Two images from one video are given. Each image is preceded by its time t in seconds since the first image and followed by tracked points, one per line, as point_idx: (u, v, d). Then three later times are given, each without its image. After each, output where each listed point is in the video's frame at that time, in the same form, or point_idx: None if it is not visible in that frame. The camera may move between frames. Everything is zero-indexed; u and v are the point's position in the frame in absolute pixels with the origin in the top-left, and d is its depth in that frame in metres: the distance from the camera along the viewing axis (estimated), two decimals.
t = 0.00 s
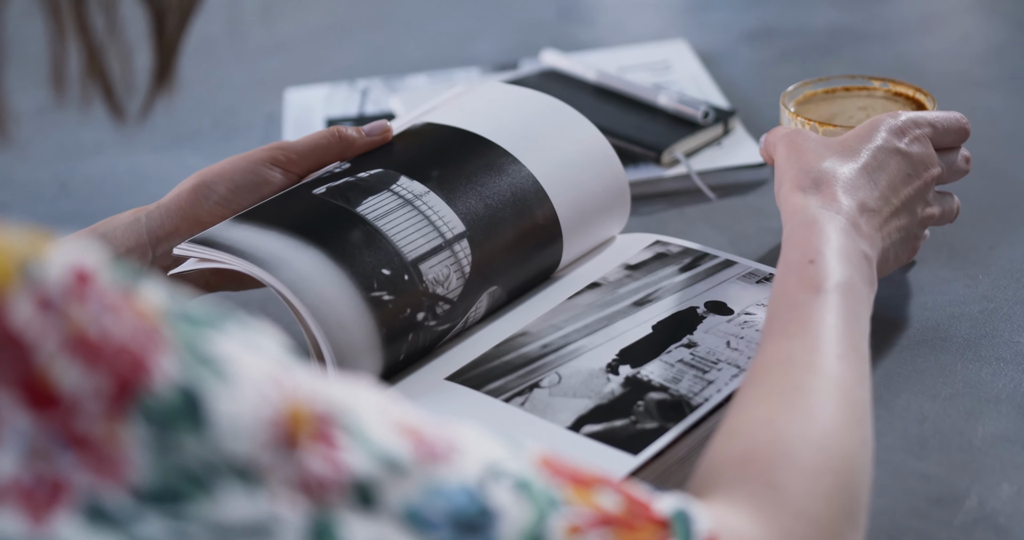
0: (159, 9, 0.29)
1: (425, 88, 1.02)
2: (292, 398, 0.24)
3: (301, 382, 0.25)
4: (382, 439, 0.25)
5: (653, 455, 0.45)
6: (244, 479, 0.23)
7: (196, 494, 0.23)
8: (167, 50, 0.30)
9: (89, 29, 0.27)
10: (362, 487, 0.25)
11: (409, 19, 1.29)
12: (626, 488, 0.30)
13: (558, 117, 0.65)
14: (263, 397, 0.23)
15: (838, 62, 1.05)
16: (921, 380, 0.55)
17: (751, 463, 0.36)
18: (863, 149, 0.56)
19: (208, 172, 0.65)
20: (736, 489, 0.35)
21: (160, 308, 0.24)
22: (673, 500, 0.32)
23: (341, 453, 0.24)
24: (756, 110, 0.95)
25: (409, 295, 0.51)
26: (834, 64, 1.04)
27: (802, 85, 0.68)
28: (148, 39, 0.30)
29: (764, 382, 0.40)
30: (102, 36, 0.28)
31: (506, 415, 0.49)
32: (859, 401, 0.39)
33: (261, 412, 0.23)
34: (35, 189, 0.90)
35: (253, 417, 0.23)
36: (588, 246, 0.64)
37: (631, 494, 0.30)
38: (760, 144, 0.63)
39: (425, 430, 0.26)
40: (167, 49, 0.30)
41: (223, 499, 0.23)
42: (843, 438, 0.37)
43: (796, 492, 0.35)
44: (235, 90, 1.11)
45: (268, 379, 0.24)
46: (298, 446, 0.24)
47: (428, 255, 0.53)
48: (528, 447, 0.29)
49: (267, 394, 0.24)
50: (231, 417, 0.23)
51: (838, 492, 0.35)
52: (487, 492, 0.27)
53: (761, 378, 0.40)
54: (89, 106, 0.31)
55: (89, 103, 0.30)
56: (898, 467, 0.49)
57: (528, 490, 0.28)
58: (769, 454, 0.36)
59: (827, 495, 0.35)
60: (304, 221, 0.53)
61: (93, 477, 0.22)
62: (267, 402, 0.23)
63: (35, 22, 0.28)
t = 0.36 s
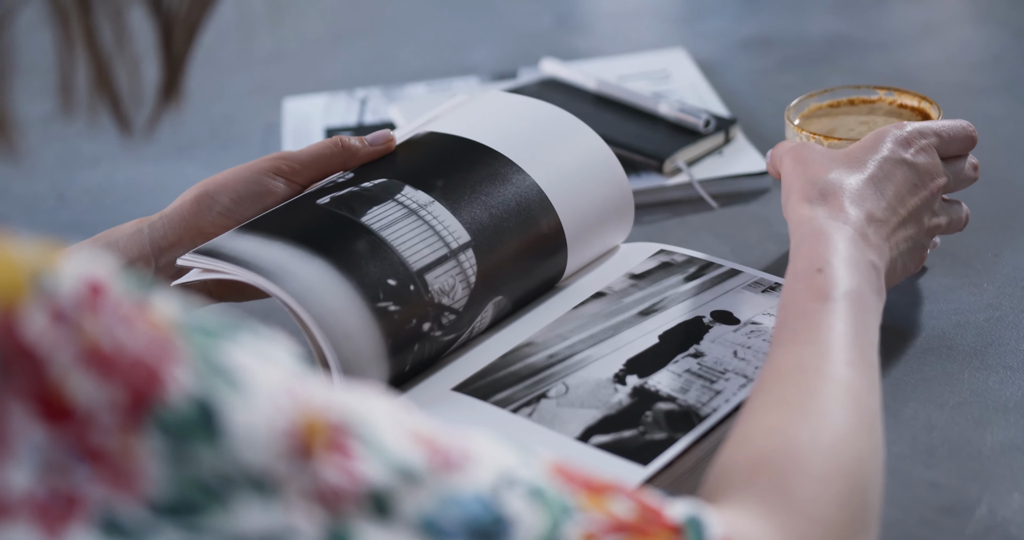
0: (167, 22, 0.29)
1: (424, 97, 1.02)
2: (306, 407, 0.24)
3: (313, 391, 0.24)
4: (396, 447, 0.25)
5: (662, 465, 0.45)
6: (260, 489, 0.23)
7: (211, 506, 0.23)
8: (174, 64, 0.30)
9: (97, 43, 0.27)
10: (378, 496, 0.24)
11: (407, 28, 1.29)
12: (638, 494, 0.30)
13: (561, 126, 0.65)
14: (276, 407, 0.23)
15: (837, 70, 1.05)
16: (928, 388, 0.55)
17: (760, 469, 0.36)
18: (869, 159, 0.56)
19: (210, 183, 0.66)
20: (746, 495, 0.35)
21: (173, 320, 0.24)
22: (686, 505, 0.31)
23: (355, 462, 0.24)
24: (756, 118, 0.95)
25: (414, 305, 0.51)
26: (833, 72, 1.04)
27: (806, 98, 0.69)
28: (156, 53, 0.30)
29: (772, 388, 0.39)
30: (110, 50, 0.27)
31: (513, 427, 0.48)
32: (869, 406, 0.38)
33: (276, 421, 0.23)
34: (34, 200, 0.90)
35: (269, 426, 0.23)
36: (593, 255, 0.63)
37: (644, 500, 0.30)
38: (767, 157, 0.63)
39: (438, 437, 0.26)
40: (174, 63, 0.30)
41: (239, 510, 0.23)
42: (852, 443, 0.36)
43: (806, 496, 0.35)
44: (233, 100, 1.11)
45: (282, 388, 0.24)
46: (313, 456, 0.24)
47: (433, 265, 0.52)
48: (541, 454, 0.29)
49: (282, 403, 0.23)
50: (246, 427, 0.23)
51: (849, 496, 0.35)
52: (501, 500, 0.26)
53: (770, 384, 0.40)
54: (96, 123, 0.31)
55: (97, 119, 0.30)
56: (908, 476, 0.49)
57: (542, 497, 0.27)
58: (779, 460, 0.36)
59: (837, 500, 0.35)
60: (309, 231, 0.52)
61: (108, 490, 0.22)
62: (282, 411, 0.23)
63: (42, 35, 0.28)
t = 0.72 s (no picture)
0: (177, 43, 0.28)
1: (426, 105, 1.02)
2: (317, 421, 0.23)
3: (324, 405, 0.24)
4: (406, 461, 0.25)
5: (674, 476, 0.45)
6: (270, 506, 0.23)
7: (222, 522, 0.22)
8: (182, 88, 0.30)
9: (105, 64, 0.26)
10: (389, 512, 0.24)
11: (407, 36, 1.29)
12: (650, 510, 0.29)
13: (567, 135, 0.65)
14: (286, 420, 0.23)
15: (839, 77, 1.05)
16: (939, 396, 0.54)
17: (770, 481, 0.36)
18: (872, 173, 0.56)
19: (217, 193, 0.66)
20: (757, 508, 0.35)
21: (184, 334, 0.23)
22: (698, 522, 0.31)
23: (366, 477, 0.24)
24: (759, 125, 0.94)
25: (422, 315, 0.50)
26: (836, 79, 1.04)
27: (812, 106, 0.68)
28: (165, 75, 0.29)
29: (781, 400, 0.39)
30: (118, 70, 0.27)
31: (523, 438, 0.48)
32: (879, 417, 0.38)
33: (287, 436, 0.23)
34: (36, 210, 0.90)
35: (279, 441, 0.23)
36: (599, 263, 0.63)
37: (655, 518, 0.29)
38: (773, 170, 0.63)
39: (448, 452, 0.26)
40: (183, 85, 0.30)
41: (250, 527, 0.23)
42: (862, 454, 0.36)
43: (819, 507, 0.34)
44: (234, 109, 1.10)
45: (293, 402, 0.23)
46: (323, 471, 0.23)
47: (441, 274, 0.52)
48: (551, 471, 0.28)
49: (292, 417, 0.23)
50: (258, 442, 0.23)
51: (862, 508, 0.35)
52: (513, 515, 0.26)
53: (778, 397, 0.40)
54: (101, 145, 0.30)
55: (103, 142, 0.29)
56: (920, 484, 0.49)
57: (555, 513, 0.27)
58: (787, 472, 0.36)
59: (850, 511, 0.34)
60: (316, 241, 0.52)
61: (118, 507, 0.22)
62: (293, 425, 0.23)
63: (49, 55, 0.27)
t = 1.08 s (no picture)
0: (183, 64, 0.28)
1: (424, 108, 1.02)
2: (274, 479, 0.20)
3: (288, 458, 0.21)
4: (373, 532, 0.22)
5: (679, 479, 0.45)
6: None
7: None
8: (188, 107, 0.29)
9: (108, 79, 0.26)
10: None
11: (405, 39, 1.29)
12: None
13: (568, 138, 0.64)
14: (239, 475, 0.20)
15: (838, 78, 1.05)
16: (943, 397, 0.54)
17: None
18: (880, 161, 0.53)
19: (218, 198, 0.67)
20: None
21: (142, 374, 0.20)
22: None
23: None
24: (759, 127, 0.94)
25: (425, 318, 0.50)
26: (834, 80, 1.04)
27: (813, 108, 0.68)
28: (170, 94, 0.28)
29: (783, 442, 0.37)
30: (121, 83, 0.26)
31: (526, 443, 0.48)
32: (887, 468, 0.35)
33: (237, 496, 0.20)
34: (32, 213, 0.90)
35: (229, 501, 0.20)
36: (601, 265, 0.63)
37: None
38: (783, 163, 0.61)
39: (417, 525, 0.23)
40: (189, 105, 0.29)
41: None
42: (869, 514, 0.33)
43: None
44: (231, 113, 1.10)
45: (251, 456, 0.20)
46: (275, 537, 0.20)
47: (444, 277, 0.52)
48: None
49: (246, 474, 0.20)
50: (206, 500, 0.20)
51: None
52: None
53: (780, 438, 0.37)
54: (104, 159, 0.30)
55: (104, 155, 0.29)
56: (926, 486, 0.48)
57: None
58: (788, 506, 0.34)
59: None
60: (318, 245, 0.52)
61: None
62: (245, 484, 0.20)
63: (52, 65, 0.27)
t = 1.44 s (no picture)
0: (170, 62, 0.28)
1: (424, 101, 1.02)
2: (225, 515, 0.19)
3: (245, 497, 0.19)
4: None
5: (685, 474, 0.44)
6: None
7: None
8: (176, 107, 0.28)
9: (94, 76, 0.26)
10: None
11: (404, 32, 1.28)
12: None
13: (571, 129, 0.64)
14: (189, 506, 0.19)
15: (840, 70, 1.04)
16: (950, 390, 0.54)
17: None
18: (837, 239, 0.41)
19: (217, 191, 0.66)
20: None
21: (94, 382, 0.20)
22: None
23: None
24: (761, 119, 0.94)
25: (429, 313, 0.50)
26: (836, 71, 1.04)
27: (815, 100, 0.67)
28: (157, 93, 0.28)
29: None
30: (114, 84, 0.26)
31: (531, 438, 0.47)
32: None
33: (184, 523, 0.19)
34: (31, 209, 0.89)
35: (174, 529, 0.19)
36: (605, 258, 0.63)
37: None
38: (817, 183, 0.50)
39: None
40: (177, 103, 0.28)
41: None
42: None
43: None
44: (230, 108, 1.10)
45: (204, 484, 0.19)
46: None
47: (448, 271, 0.51)
48: None
49: (196, 503, 0.19)
50: (146, 521, 0.19)
51: None
52: None
53: None
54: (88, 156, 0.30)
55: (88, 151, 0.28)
56: (933, 479, 0.48)
57: None
58: None
59: None
60: (322, 238, 0.52)
61: None
62: (193, 511, 0.19)
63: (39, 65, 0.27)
